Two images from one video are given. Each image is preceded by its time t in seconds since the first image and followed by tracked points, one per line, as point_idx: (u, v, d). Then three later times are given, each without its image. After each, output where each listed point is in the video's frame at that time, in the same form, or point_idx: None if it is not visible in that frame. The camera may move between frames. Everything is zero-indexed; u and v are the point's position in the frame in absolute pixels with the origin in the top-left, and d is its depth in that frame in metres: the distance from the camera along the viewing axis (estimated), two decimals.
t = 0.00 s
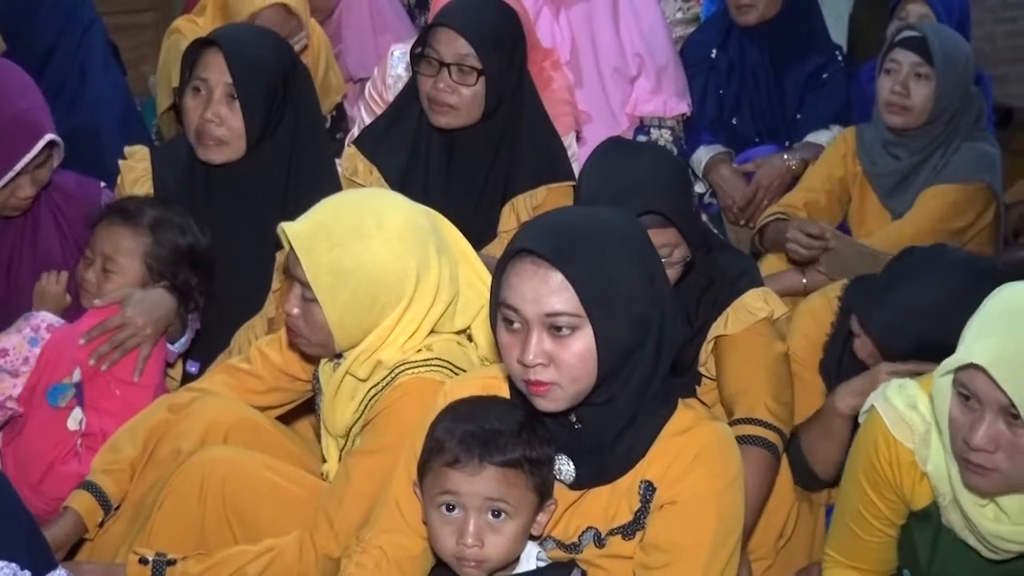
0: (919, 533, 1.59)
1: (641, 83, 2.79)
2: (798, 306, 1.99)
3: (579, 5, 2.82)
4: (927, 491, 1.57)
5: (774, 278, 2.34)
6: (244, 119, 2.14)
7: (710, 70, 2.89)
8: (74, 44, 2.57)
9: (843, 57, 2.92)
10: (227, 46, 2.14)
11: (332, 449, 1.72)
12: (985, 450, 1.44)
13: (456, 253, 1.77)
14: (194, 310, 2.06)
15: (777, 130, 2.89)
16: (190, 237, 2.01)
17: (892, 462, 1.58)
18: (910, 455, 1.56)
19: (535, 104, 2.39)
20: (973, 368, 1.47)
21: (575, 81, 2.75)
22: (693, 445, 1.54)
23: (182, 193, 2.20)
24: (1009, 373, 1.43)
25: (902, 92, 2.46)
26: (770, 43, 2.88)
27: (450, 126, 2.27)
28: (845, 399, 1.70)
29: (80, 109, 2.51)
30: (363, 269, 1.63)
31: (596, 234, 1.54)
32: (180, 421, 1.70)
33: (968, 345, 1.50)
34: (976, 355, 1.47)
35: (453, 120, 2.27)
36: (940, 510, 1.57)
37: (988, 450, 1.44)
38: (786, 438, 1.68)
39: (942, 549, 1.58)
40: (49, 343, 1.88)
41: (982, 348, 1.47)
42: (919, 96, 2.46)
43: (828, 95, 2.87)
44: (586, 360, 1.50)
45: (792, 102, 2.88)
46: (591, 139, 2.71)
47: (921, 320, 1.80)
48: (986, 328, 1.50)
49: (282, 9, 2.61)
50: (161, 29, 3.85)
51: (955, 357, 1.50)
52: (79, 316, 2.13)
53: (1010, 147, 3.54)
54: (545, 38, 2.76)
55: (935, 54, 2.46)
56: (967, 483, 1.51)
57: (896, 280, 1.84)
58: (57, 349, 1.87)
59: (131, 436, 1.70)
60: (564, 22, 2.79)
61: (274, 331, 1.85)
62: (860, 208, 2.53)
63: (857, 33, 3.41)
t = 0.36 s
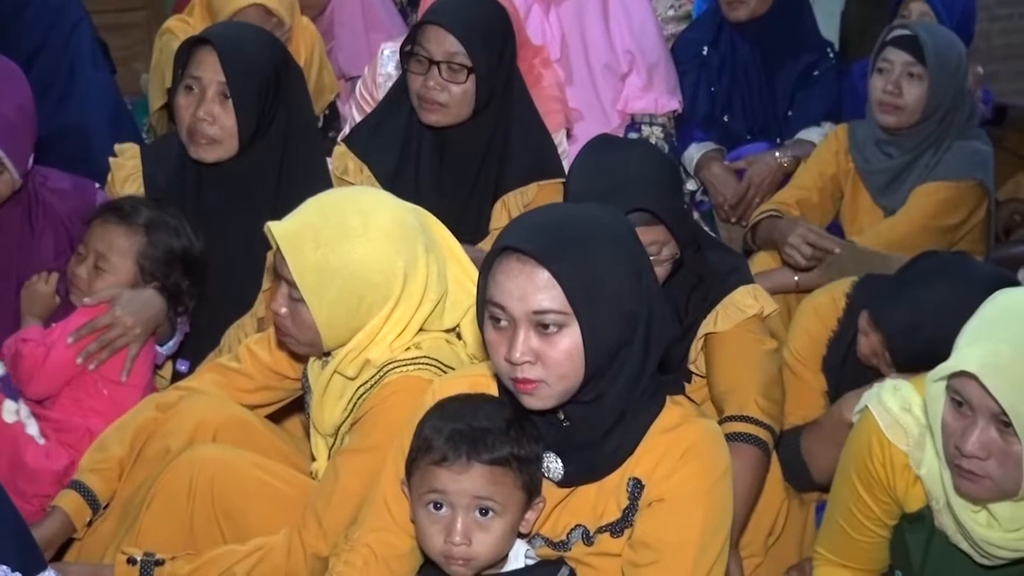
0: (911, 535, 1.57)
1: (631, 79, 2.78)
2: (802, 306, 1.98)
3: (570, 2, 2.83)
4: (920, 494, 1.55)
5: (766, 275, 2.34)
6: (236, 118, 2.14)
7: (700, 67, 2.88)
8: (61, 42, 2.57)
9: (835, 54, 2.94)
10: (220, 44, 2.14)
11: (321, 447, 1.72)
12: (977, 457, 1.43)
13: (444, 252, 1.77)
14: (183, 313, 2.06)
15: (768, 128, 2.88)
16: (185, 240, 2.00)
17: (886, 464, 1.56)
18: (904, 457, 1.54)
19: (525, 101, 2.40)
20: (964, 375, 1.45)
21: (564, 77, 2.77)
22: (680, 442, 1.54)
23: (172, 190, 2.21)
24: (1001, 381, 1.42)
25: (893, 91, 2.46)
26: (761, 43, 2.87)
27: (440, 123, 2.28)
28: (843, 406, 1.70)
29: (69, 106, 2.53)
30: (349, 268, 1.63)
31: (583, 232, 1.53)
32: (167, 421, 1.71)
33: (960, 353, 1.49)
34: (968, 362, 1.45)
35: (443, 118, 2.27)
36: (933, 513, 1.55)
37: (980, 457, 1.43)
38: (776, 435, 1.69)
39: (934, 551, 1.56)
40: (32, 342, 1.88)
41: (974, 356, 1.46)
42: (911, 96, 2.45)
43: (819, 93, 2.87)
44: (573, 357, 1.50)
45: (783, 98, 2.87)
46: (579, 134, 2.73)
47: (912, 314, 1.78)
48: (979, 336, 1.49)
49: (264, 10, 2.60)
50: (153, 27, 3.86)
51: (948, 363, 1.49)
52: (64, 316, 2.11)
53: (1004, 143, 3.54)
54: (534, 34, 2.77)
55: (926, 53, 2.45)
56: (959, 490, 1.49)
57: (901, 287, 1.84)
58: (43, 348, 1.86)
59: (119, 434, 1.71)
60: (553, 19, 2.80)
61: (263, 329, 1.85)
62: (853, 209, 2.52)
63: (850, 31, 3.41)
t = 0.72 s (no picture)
0: (907, 530, 1.55)
1: (625, 76, 2.79)
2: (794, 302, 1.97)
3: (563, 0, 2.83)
4: (917, 487, 1.53)
5: (759, 273, 2.33)
6: (230, 117, 2.14)
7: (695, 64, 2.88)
8: (53, 40, 2.57)
9: (829, 51, 2.93)
10: (214, 43, 2.13)
11: (314, 445, 1.71)
12: (978, 454, 1.41)
13: (438, 250, 1.77)
14: (173, 308, 2.06)
15: (762, 125, 2.89)
16: (172, 234, 2.00)
17: (882, 459, 1.54)
18: (900, 451, 1.52)
19: (517, 97, 2.42)
20: (965, 372, 1.43)
21: (558, 76, 2.75)
22: (675, 440, 1.54)
23: (165, 188, 2.20)
24: (1002, 378, 1.40)
25: (890, 91, 2.45)
26: (756, 39, 2.88)
27: (433, 121, 2.28)
28: (829, 394, 1.69)
29: (62, 105, 2.53)
30: (343, 266, 1.63)
31: (577, 229, 1.53)
32: (158, 419, 1.70)
33: (960, 350, 1.46)
34: (969, 360, 1.43)
35: (436, 116, 2.27)
36: (931, 508, 1.52)
37: (981, 454, 1.41)
38: (764, 433, 1.68)
39: (931, 546, 1.55)
40: (18, 336, 1.86)
41: (975, 353, 1.43)
42: (908, 96, 2.45)
43: (814, 90, 2.87)
44: (567, 355, 1.50)
45: (777, 97, 2.88)
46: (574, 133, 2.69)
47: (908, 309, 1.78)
48: (979, 331, 1.47)
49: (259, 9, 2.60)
50: (147, 25, 3.86)
51: (948, 361, 1.46)
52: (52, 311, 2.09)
53: (998, 142, 3.54)
54: (528, 32, 2.75)
55: (924, 53, 2.45)
56: (959, 485, 1.47)
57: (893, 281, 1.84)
58: (28, 344, 1.85)
59: (111, 433, 1.70)
60: (547, 17, 2.79)
61: (256, 327, 1.85)
62: (847, 204, 2.51)
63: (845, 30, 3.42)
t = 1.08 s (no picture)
0: (905, 520, 1.55)
1: (618, 73, 2.79)
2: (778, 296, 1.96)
3: None
4: (916, 478, 1.53)
5: (752, 267, 2.34)
6: (217, 115, 2.13)
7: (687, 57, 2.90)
8: (44, 37, 2.56)
9: (822, 46, 2.92)
10: (202, 41, 2.12)
11: (307, 441, 1.71)
12: (982, 448, 1.39)
13: (431, 247, 1.77)
14: (181, 299, 2.08)
15: (755, 120, 2.89)
16: (178, 224, 2.00)
17: (881, 449, 1.53)
18: (899, 441, 1.52)
19: (508, 91, 2.42)
20: (969, 368, 1.40)
21: (551, 73, 2.77)
22: (669, 435, 1.54)
23: (158, 183, 2.20)
24: (1006, 373, 1.37)
25: (882, 86, 2.46)
26: (748, 35, 2.87)
27: (424, 117, 2.28)
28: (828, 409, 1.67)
29: (52, 103, 2.52)
30: (336, 263, 1.62)
31: (570, 225, 1.53)
32: (151, 416, 1.70)
33: (962, 346, 1.43)
34: (971, 356, 1.40)
35: (426, 111, 2.27)
36: (931, 497, 1.52)
37: (986, 449, 1.39)
38: (755, 428, 1.67)
39: (930, 537, 1.54)
40: (30, 329, 1.84)
41: (978, 348, 1.41)
42: (899, 91, 2.45)
43: (806, 85, 2.87)
44: (560, 351, 1.50)
45: (769, 91, 2.88)
46: (567, 129, 2.71)
47: (903, 303, 1.75)
48: (980, 325, 1.44)
49: (251, 5, 2.62)
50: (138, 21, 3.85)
51: (949, 358, 1.44)
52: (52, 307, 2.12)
53: (990, 137, 3.55)
54: (521, 28, 2.78)
55: (916, 49, 2.45)
56: (961, 477, 1.46)
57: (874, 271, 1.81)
58: (42, 337, 1.83)
59: (103, 431, 1.70)
60: (539, 14, 2.80)
61: (247, 324, 1.84)
62: (839, 197, 2.52)
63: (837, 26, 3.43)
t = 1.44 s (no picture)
0: (896, 517, 1.55)
1: (608, 70, 2.78)
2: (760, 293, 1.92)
3: None
4: (906, 475, 1.53)
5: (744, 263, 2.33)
6: (209, 114, 2.13)
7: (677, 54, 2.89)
8: (35, 35, 2.55)
9: (814, 40, 2.93)
10: (194, 40, 2.12)
11: (299, 438, 1.71)
12: (988, 457, 1.38)
13: (424, 244, 1.76)
14: (175, 300, 2.05)
15: (746, 115, 2.90)
16: (177, 225, 1.99)
17: (873, 446, 1.53)
18: (890, 437, 1.52)
19: (498, 87, 2.42)
20: (970, 386, 1.39)
21: (542, 69, 2.77)
22: (662, 431, 1.54)
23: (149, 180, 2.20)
24: (1008, 386, 1.36)
25: (875, 82, 2.46)
26: (739, 31, 2.86)
27: (413, 114, 2.28)
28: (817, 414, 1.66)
29: (44, 101, 2.52)
30: (328, 261, 1.62)
31: (562, 223, 1.53)
32: (143, 415, 1.70)
33: (955, 362, 1.41)
34: (970, 373, 1.38)
35: (416, 108, 2.27)
36: (920, 495, 1.52)
37: (992, 457, 1.38)
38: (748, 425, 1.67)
39: (920, 534, 1.54)
40: (23, 328, 1.83)
41: (974, 364, 1.39)
42: (892, 86, 2.46)
43: (797, 80, 2.86)
44: (552, 347, 1.50)
45: (761, 87, 2.88)
46: (558, 126, 2.73)
47: (894, 297, 1.72)
48: (967, 338, 1.42)
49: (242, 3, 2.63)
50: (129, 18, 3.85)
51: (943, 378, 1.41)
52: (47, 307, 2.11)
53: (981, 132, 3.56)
54: (512, 26, 2.78)
55: (909, 45, 2.46)
56: (959, 482, 1.46)
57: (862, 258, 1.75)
58: (36, 335, 1.82)
59: (95, 430, 1.69)
60: (531, 10, 2.80)
61: (239, 321, 1.84)
62: (830, 192, 2.52)
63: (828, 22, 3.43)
